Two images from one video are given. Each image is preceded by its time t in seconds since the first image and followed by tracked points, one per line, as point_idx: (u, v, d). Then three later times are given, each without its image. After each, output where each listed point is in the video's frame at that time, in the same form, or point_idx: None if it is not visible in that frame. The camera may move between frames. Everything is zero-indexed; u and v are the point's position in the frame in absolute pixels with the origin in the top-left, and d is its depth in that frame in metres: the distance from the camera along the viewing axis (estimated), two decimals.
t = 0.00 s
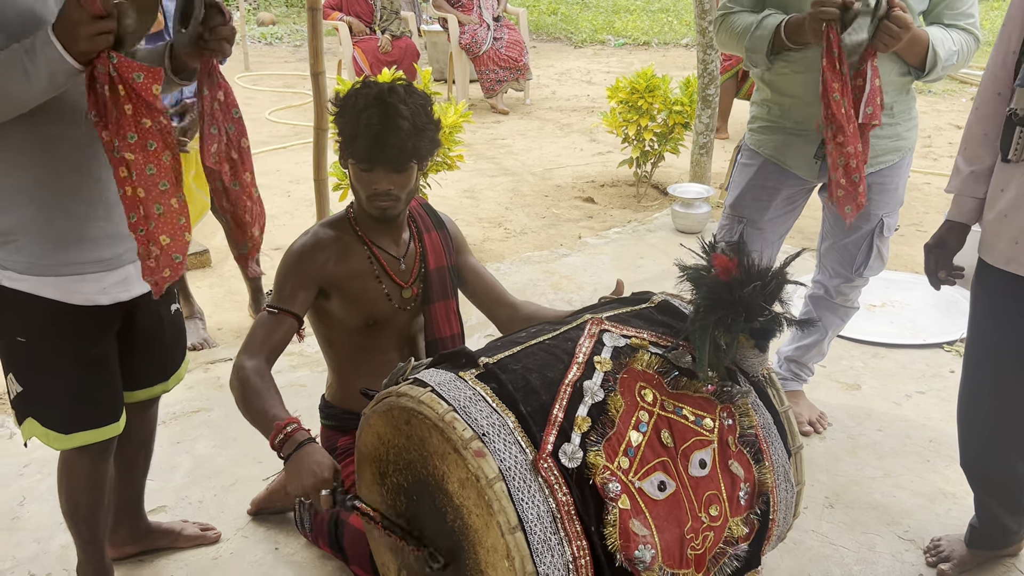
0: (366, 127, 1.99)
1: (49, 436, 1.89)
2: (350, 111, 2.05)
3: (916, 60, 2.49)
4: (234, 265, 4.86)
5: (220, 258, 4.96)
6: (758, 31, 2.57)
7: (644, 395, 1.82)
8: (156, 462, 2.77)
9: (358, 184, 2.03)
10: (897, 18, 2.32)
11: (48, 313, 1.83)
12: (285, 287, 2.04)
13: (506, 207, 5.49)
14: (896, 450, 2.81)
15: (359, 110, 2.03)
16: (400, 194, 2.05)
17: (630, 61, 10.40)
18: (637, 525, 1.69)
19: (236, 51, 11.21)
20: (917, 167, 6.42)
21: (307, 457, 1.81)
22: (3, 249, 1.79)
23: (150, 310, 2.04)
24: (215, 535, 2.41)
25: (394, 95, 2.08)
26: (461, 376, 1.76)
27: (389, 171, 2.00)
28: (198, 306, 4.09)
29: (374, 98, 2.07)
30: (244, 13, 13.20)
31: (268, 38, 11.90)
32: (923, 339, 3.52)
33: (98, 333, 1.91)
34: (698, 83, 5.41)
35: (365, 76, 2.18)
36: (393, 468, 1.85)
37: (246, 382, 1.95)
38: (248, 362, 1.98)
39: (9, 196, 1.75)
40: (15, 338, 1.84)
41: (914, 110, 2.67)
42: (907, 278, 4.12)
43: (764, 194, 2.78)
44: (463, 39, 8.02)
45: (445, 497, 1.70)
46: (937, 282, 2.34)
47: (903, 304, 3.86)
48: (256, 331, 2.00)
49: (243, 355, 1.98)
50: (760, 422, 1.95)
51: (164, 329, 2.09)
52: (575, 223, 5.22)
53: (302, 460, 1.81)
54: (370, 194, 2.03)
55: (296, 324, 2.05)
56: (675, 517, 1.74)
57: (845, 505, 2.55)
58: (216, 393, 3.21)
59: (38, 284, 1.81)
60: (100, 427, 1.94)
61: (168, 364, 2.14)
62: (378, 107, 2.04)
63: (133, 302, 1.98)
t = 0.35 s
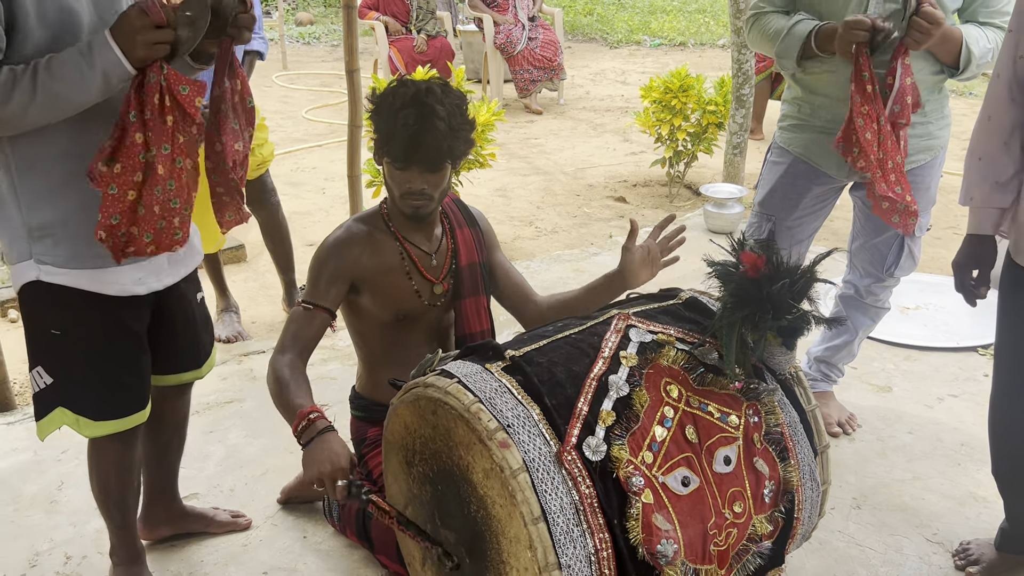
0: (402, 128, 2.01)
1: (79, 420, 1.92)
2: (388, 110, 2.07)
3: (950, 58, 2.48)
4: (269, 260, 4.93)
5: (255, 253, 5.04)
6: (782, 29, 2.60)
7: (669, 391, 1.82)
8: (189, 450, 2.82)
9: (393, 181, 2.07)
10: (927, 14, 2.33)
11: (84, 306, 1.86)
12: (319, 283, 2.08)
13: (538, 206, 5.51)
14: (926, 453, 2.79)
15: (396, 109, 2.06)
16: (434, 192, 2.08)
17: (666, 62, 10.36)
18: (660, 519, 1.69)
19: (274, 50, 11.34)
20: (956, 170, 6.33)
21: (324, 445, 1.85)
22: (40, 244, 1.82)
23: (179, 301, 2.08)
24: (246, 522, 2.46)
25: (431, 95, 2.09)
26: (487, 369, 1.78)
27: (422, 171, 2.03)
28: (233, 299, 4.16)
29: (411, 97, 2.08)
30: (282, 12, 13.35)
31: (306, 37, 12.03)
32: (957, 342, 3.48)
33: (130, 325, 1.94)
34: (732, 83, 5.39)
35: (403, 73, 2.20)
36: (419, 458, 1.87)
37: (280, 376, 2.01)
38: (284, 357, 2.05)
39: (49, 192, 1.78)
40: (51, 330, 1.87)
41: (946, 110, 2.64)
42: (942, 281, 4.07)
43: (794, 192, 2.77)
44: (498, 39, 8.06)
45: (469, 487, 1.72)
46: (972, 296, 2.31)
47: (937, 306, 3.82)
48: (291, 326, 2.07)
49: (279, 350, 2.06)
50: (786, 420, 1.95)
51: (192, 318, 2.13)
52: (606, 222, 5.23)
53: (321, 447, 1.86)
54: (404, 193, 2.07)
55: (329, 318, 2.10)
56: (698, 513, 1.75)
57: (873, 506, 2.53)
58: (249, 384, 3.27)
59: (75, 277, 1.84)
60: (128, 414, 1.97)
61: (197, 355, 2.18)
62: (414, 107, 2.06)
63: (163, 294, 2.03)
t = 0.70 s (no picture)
0: (434, 126, 2.03)
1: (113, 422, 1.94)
2: (419, 109, 2.09)
3: (981, 57, 2.45)
4: (302, 259, 4.99)
5: (288, 251, 5.10)
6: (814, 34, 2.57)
7: (694, 388, 1.83)
8: (221, 443, 2.87)
9: (422, 178, 2.09)
10: (954, 10, 2.31)
11: (114, 307, 1.88)
12: (347, 275, 2.11)
13: (568, 207, 5.52)
14: (958, 457, 2.76)
15: (428, 108, 2.08)
16: (462, 190, 2.09)
17: (699, 64, 10.32)
18: (683, 515, 1.70)
19: (310, 51, 11.46)
20: (993, 174, 6.24)
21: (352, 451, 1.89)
22: (72, 247, 1.82)
23: (199, 297, 2.10)
24: (276, 514, 2.51)
25: (463, 94, 2.11)
26: (512, 364, 1.80)
27: (453, 168, 2.05)
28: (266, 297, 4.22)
29: (443, 97, 2.09)
30: (318, 15, 13.49)
31: (341, 39, 12.14)
32: (991, 347, 3.44)
33: (157, 323, 1.96)
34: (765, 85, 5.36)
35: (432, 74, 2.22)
36: (446, 451, 1.90)
37: (309, 365, 2.03)
38: (310, 343, 2.06)
39: (83, 194, 1.78)
40: (82, 334, 1.88)
41: (979, 110, 2.63)
42: (977, 286, 4.02)
43: (824, 193, 2.76)
44: (531, 41, 8.08)
45: (495, 480, 1.74)
46: None
47: (971, 311, 3.77)
48: (320, 313, 2.09)
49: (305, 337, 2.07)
50: (812, 420, 1.94)
51: (214, 313, 2.15)
52: (637, 223, 5.22)
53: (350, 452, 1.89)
54: (434, 189, 2.08)
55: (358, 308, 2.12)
56: (722, 510, 1.75)
57: (901, 510, 2.52)
58: (281, 379, 3.32)
59: (108, 278, 1.85)
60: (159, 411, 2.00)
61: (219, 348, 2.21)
62: (447, 106, 2.08)
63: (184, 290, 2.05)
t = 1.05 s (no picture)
0: (476, 135, 2.02)
1: (140, 427, 1.97)
2: (456, 116, 2.08)
3: (1007, 59, 2.44)
4: (328, 260, 5.03)
5: (314, 253, 5.15)
6: (841, 34, 2.55)
7: (716, 392, 1.83)
8: (248, 442, 2.91)
9: (456, 186, 2.12)
10: (981, 10, 2.28)
11: (139, 314, 1.91)
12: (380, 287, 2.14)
13: (593, 210, 5.53)
14: (985, 464, 2.73)
15: (467, 116, 2.06)
16: (496, 196, 2.12)
17: (725, 66, 10.28)
18: (704, 518, 1.70)
19: (337, 54, 11.55)
20: None
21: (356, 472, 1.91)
22: (94, 256, 1.84)
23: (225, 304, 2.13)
24: (302, 511, 2.54)
25: (501, 103, 2.10)
26: (534, 366, 1.82)
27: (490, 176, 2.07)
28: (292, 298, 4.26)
29: (482, 105, 2.08)
30: (345, 18, 13.59)
31: (368, 42, 12.22)
32: (1020, 353, 3.40)
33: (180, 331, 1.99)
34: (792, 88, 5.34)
35: (464, 82, 2.21)
36: (468, 452, 1.91)
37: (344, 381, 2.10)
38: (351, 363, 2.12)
39: (106, 204, 1.81)
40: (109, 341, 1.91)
41: (1004, 114, 2.61)
42: (1006, 291, 3.98)
43: (847, 198, 2.75)
44: (557, 44, 8.10)
45: (517, 482, 1.76)
46: None
47: (1000, 316, 3.73)
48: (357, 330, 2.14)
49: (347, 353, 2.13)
50: (835, 424, 1.94)
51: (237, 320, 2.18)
52: (661, 226, 5.22)
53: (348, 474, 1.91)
54: (467, 198, 2.12)
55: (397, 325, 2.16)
56: (744, 514, 1.75)
57: (927, 516, 2.50)
58: (307, 380, 3.35)
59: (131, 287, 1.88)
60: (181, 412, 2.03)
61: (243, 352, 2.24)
62: (486, 114, 2.07)
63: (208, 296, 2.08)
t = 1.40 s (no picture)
0: (507, 140, 2.06)
1: (154, 436, 1.99)
2: (482, 122, 2.10)
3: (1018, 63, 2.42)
4: (343, 265, 5.06)
5: (330, 257, 5.18)
6: (852, 34, 2.55)
7: (729, 398, 1.83)
8: (264, 445, 2.93)
9: (480, 191, 2.12)
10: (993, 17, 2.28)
11: (155, 326, 1.93)
12: (392, 295, 2.14)
13: (607, 214, 5.53)
14: (1001, 471, 2.72)
15: (499, 122, 2.09)
16: (518, 200, 2.13)
17: (741, 71, 10.27)
18: (717, 524, 1.70)
19: (353, 59, 11.61)
20: None
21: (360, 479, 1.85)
22: (112, 271, 1.88)
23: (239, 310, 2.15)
24: (319, 513, 2.56)
25: (528, 109, 2.16)
26: (548, 371, 1.82)
27: (516, 181, 2.09)
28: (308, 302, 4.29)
29: (509, 110, 2.13)
30: (362, 23, 13.66)
31: (384, 47, 12.29)
32: None
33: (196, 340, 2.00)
34: (807, 93, 5.33)
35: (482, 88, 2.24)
36: (482, 457, 1.92)
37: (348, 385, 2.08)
38: (356, 366, 2.10)
39: (122, 219, 1.84)
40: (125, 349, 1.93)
41: (1020, 119, 2.60)
42: None
43: (861, 202, 2.74)
44: (572, 48, 8.12)
45: (530, 487, 1.76)
46: None
47: (1018, 322, 3.71)
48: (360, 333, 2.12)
49: (354, 359, 2.12)
50: (849, 430, 1.94)
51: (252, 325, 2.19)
52: (676, 231, 5.22)
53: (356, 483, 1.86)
54: (492, 202, 2.12)
55: (402, 328, 2.16)
56: (757, 520, 1.75)
57: (942, 522, 2.49)
58: (322, 383, 3.37)
59: (148, 301, 1.91)
60: (197, 422, 2.04)
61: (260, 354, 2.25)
62: (514, 121, 2.11)
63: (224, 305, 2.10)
